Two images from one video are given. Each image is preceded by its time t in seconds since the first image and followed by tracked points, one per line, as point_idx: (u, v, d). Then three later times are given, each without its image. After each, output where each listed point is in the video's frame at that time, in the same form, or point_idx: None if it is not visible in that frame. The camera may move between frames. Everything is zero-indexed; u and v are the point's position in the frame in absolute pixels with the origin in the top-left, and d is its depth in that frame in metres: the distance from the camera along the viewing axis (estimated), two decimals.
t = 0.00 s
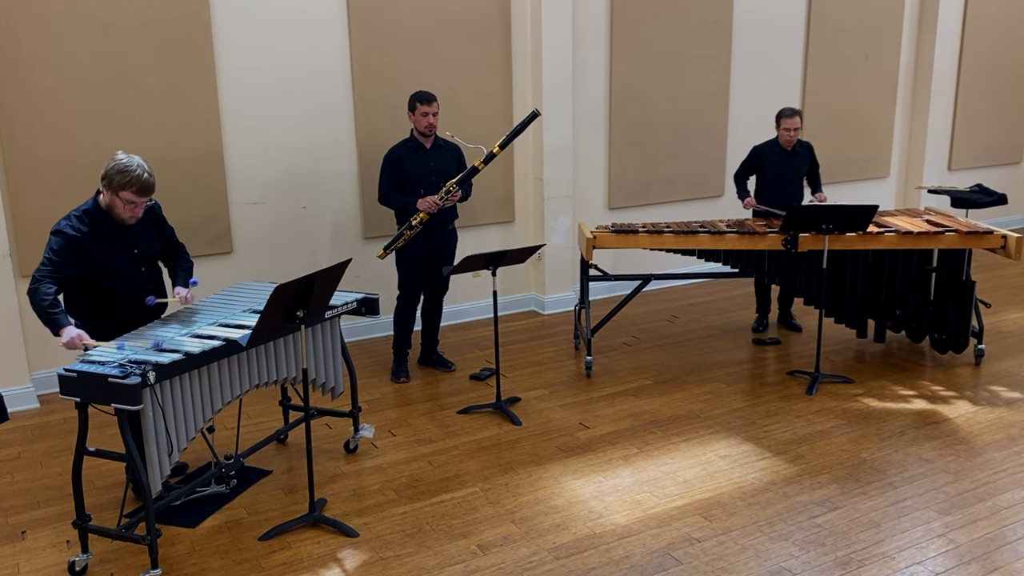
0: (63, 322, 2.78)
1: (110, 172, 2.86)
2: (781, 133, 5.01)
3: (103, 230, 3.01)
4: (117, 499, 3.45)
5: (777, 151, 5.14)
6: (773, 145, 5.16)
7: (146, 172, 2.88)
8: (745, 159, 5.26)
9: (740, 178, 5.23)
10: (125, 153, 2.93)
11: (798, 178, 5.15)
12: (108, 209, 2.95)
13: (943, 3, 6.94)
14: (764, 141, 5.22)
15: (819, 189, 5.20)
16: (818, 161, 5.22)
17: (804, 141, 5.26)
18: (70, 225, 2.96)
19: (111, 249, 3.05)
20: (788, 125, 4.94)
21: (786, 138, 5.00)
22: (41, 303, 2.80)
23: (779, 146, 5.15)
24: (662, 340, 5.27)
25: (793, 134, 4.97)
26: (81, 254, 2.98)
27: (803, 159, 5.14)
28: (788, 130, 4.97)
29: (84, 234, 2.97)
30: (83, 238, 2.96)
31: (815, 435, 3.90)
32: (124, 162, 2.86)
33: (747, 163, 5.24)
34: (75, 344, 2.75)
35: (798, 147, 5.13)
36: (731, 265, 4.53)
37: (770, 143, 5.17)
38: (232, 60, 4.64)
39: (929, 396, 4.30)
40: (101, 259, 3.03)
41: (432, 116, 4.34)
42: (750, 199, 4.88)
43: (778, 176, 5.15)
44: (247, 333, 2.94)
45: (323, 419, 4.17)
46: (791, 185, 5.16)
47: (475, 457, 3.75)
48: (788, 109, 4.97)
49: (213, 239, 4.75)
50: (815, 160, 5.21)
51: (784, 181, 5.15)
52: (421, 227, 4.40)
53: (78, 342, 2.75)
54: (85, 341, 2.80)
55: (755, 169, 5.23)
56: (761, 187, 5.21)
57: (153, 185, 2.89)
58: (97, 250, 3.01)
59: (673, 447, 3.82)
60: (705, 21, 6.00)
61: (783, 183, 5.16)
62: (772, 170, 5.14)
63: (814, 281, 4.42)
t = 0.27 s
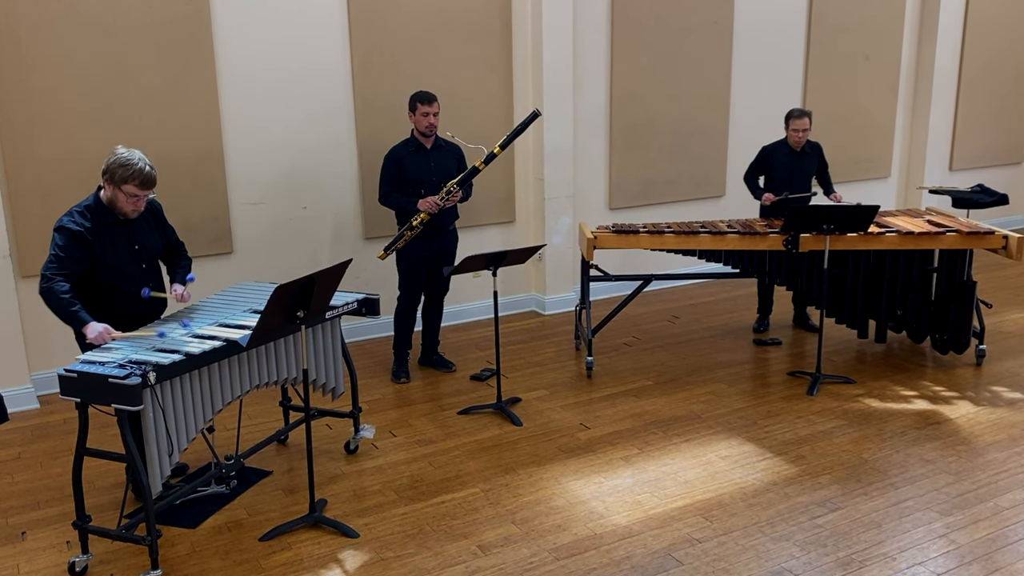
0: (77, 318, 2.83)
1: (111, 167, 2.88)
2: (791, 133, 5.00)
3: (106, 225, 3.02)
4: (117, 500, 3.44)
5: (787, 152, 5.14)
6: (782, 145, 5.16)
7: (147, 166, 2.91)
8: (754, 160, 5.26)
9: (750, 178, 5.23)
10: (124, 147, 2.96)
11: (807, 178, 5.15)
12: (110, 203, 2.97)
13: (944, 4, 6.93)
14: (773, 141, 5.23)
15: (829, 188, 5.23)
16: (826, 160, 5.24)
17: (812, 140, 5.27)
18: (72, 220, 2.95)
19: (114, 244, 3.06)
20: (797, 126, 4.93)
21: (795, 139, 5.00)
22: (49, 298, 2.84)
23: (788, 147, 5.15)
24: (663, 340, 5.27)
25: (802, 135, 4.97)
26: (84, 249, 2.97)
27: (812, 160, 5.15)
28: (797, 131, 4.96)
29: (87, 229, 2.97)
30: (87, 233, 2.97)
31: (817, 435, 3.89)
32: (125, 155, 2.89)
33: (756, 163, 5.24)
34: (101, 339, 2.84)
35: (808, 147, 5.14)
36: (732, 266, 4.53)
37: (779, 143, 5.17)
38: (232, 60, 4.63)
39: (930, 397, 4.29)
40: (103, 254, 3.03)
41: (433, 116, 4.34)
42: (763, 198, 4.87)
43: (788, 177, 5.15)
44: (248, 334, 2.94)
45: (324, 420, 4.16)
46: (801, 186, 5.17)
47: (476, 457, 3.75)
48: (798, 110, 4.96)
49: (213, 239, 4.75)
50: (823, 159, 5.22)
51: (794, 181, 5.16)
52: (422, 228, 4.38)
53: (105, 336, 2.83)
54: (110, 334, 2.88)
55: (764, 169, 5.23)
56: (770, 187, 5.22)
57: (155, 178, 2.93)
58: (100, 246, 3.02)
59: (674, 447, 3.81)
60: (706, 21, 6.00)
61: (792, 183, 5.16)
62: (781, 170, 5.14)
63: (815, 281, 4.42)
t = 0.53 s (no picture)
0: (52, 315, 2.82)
1: (117, 163, 2.89)
2: (806, 133, 4.99)
3: (110, 220, 3.03)
4: (117, 501, 3.44)
5: (803, 151, 5.12)
6: (798, 145, 5.14)
7: (154, 162, 2.93)
8: (770, 160, 5.23)
9: (766, 178, 5.21)
10: (128, 143, 2.97)
11: (822, 179, 5.15)
12: (115, 198, 2.97)
13: (945, 4, 6.93)
14: (789, 141, 5.21)
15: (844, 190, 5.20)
16: (841, 162, 5.22)
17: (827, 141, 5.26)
18: (74, 214, 2.96)
19: (116, 239, 3.06)
20: (813, 126, 4.93)
21: (811, 139, 4.99)
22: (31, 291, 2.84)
23: (804, 147, 5.14)
24: (664, 340, 5.26)
25: (817, 135, 4.96)
26: (86, 243, 2.98)
27: (828, 160, 5.14)
28: (813, 130, 4.95)
29: (92, 224, 2.98)
30: (90, 227, 2.97)
31: (817, 436, 3.88)
32: (132, 151, 2.90)
33: (771, 163, 5.22)
34: (69, 338, 2.77)
35: (824, 148, 5.12)
36: (732, 266, 4.52)
37: (795, 143, 5.15)
38: (232, 60, 4.63)
39: (932, 397, 4.28)
40: (108, 249, 3.04)
41: (433, 116, 4.33)
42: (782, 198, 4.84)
43: (804, 177, 5.13)
44: (248, 334, 2.93)
45: (324, 420, 4.16)
46: (816, 186, 5.15)
47: (476, 458, 3.74)
48: (814, 110, 4.95)
49: (213, 240, 4.74)
50: (837, 161, 5.22)
51: (809, 182, 5.15)
52: (422, 228, 4.37)
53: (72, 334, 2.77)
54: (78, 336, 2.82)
55: (779, 169, 5.21)
56: (786, 187, 5.20)
57: (162, 174, 2.94)
58: (103, 240, 3.02)
59: (675, 448, 3.81)
60: (707, 21, 6.00)
61: (808, 183, 5.15)
62: (796, 170, 5.13)
63: (816, 281, 4.41)
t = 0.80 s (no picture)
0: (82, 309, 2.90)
1: (121, 161, 2.90)
2: (817, 132, 4.99)
3: (115, 219, 3.04)
4: (117, 501, 3.43)
5: (813, 150, 5.12)
6: (808, 144, 5.14)
7: (157, 160, 2.95)
8: (779, 157, 5.24)
9: (775, 176, 5.22)
10: (130, 141, 2.98)
11: (832, 179, 5.14)
12: (121, 197, 2.99)
13: (946, 4, 6.93)
14: (798, 140, 5.21)
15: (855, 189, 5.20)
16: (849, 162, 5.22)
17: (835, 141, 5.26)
18: (80, 213, 2.96)
19: (122, 238, 3.07)
20: (824, 125, 4.92)
21: (822, 137, 4.99)
22: (52, 291, 2.89)
23: (815, 146, 5.13)
24: (664, 341, 5.25)
25: (828, 134, 4.96)
26: (93, 242, 2.98)
27: (837, 160, 5.14)
28: (824, 129, 4.96)
29: (98, 223, 2.98)
30: (96, 226, 2.98)
31: (818, 436, 3.88)
32: (135, 149, 2.91)
33: (781, 161, 5.23)
34: (110, 321, 2.88)
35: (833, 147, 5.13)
36: (733, 266, 4.52)
37: (805, 143, 5.15)
38: (232, 60, 4.63)
39: (933, 397, 4.28)
40: (114, 247, 3.04)
41: (434, 116, 4.33)
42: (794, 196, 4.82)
43: (814, 175, 5.13)
44: (248, 335, 2.93)
45: (325, 421, 4.15)
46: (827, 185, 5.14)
47: (477, 458, 3.74)
48: (825, 109, 4.95)
49: (213, 240, 4.74)
50: (847, 161, 5.22)
51: (820, 181, 5.14)
52: (422, 228, 4.36)
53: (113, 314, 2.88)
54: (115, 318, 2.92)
55: (789, 167, 5.20)
56: (796, 185, 5.19)
57: (165, 172, 2.97)
58: (110, 238, 3.03)
59: (676, 449, 3.80)
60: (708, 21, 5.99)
61: (818, 182, 5.14)
62: (807, 169, 5.12)
63: (817, 281, 4.41)
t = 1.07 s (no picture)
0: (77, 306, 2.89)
1: (130, 160, 2.91)
2: (820, 133, 4.98)
3: (121, 217, 3.05)
4: (117, 502, 3.43)
5: (814, 151, 5.11)
6: (810, 144, 5.13)
7: (165, 160, 2.96)
8: (781, 157, 5.24)
9: (777, 176, 5.22)
10: (138, 140, 3.00)
11: (833, 180, 5.14)
12: (128, 196, 3.00)
13: (947, 4, 6.92)
14: (801, 140, 5.20)
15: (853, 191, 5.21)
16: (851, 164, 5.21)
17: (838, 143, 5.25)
18: (85, 209, 2.97)
19: (127, 235, 3.07)
20: (828, 126, 4.91)
21: (824, 139, 4.97)
22: (48, 285, 2.88)
23: (817, 147, 5.12)
24: (665, 341, 5.25)
25: (831, 137, 4.94)
26: (97, 238, 2.99)
27: (839, 161, 5.14)
28: (827, 131, 4.94)
29: (103, 220, 2.99)
30: (101, 222, 2.98)
31: (819, 437, 3.87)
32: (143, 148, 2.92)
33: (783, 161, 5.22)
34: (99, 323, 2.86)
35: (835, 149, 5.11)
36: (734, 266, 4.51)
37: (807, 143, 5.14)
38: (232, 61, 4.62)
39: (934, 398, 4.27)
40: (117, 246, 3.04)
41: (434, 116, 4.32)
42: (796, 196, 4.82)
43: (815, 176, 5.13)
44: (249, 335, 2.92)
45: (325, 421, 4.15)
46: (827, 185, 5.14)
47: (477, 459, 3.74)
48: (830, 111, 4.93)
49: (213, 241, 4.73)
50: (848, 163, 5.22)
51: (820, 182, 5.14)
52: (423, 228, 4.36)
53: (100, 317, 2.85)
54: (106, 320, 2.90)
55: (791, 167, 5.20)
56: (797, 185, 5.19)
57: (172, 172, 2.98)
58: (114, 235, 3.03)
59: (677, 449, 3.79)
60: (709, 21, 5.99)
61: (819, 183, 5.14)
62: (807, 169, 5.12)
63: (818, 282, 4.40)
